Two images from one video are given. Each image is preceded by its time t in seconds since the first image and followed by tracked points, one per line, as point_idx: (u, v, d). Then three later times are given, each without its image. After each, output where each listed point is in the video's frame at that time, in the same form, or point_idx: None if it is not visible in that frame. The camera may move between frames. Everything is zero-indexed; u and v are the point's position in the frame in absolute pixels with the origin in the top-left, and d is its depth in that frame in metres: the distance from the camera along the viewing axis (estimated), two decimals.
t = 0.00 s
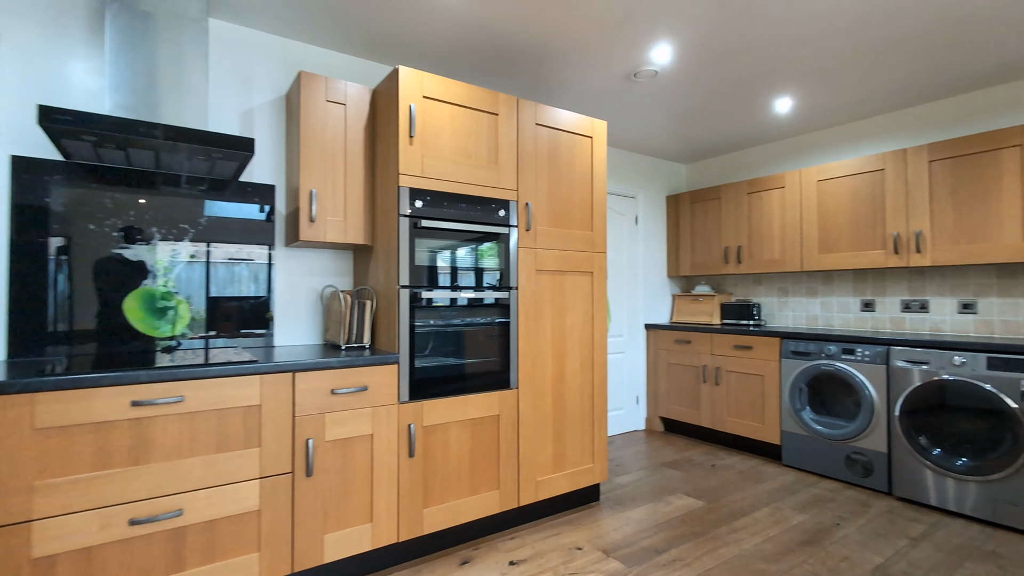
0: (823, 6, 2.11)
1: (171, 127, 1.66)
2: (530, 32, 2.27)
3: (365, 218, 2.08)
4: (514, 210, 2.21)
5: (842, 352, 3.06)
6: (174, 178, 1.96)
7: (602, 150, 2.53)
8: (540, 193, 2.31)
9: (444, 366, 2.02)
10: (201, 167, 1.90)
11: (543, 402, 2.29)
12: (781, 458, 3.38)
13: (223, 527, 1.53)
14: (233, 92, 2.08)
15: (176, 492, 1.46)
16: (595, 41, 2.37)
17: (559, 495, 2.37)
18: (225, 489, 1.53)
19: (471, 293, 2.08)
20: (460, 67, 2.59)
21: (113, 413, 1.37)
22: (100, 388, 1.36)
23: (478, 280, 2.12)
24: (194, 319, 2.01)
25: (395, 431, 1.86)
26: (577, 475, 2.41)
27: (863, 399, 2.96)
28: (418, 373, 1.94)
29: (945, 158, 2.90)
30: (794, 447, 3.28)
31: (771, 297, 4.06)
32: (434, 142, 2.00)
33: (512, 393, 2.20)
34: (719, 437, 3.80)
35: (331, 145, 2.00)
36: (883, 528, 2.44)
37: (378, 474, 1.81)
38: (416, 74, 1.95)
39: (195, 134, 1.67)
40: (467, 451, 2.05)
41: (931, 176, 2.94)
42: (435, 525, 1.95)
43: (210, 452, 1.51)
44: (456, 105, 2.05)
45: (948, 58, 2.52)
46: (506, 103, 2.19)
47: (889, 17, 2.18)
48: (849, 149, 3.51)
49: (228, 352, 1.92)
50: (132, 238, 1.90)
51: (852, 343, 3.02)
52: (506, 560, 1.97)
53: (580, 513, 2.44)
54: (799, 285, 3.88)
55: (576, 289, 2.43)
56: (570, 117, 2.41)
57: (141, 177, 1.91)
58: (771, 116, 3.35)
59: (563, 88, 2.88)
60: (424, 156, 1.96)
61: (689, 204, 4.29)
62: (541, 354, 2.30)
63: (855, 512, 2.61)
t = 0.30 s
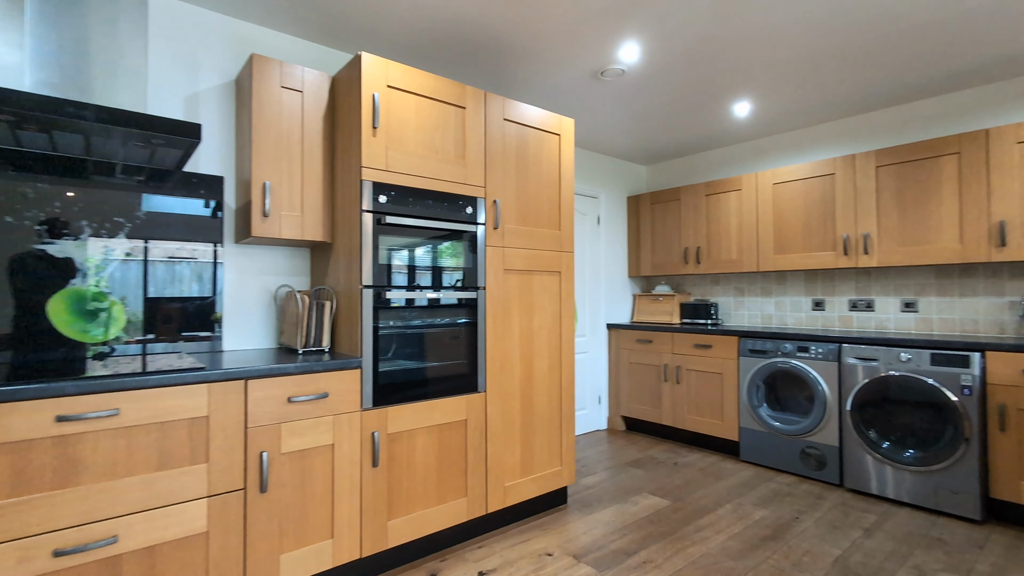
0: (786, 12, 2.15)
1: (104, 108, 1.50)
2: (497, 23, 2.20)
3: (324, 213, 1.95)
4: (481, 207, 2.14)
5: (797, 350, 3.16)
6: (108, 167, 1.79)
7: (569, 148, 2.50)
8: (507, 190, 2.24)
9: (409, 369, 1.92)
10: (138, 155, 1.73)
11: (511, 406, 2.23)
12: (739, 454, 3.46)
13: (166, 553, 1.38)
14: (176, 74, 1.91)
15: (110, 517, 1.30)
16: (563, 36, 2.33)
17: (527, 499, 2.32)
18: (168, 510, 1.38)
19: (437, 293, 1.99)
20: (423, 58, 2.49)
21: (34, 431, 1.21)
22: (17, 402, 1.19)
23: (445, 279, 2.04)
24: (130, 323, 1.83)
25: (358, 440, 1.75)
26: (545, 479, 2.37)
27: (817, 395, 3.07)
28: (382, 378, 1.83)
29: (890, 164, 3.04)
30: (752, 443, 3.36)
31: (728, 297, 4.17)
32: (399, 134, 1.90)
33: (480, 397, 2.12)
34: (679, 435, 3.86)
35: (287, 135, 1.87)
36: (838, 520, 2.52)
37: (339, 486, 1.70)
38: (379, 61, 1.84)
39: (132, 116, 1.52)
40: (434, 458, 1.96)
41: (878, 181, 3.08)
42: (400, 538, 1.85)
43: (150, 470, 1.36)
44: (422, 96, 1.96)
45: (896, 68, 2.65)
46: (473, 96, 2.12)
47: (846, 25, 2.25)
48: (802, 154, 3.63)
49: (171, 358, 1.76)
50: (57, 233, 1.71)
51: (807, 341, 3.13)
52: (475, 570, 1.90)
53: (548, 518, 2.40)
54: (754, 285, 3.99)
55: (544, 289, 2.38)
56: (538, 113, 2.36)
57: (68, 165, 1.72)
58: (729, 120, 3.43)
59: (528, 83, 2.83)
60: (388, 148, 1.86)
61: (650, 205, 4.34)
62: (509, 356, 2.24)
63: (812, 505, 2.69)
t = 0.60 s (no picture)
0: (749, 14, 2.19)
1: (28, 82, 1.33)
2: (465, 12, 2.13)
3: (280, 206, 1.82)
4: (448, 203, 2.06)
5: (754, 347, 3.24)
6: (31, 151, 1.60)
7: (537, 144, 2.46)
8: (475, 186, 2.17)
9: (373, 372, 1.82)
10: (68, 137, 1.56)
11: (479, 408, 2.17)
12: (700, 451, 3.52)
13: None
14: (112, 51, 1.74)
15: (34, 545, 1.15)
16: (530, 29, 2.28)
17: (495, 504, 2.26)
18: (103, 534, 1.24)
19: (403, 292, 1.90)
20: (386, 46, 2.39)
21: None
22: None
23: (410, 277, 1.95)
24: (58, 327, 1.66)
25: (319, 449, 1.64)
26: (513, 482, 2.31)
27: (774, 391, 3.16)
28: (344, 382, 1.73)
29: (841, 167, 3.17)
30: (712, 439, 3.43)
31: (687, 296, 4.24)
32: (362, 123, 1.79)
33: (448, 400, 2.05)
34: (642, 433, 3.90)
35: (239, 121, 1.73)
36: (797, 512, 2.60)
37: (299, 498, 1.59)
38: (341, 45, 1.74)
39: (62, 93, 1.36)
40: (400, 465, 1.87)
41: (829, 184, 3.21)
42: (364, 550, 1.75)
43: (82, 490, 1.21)
44: (387, 84, 1.86)
45: (848, 74, 2.75)
46: (440, 87, 2.04)
47: (804, 30, 2.31)
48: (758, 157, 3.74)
49: (106, 364, 1.59)
50: None
51: (764, 339, 3.21)
52: None
53: (517, 521, 2.35)
54: (712, 284, 4.09)
55: (513, 288, 2.33)
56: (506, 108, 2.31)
57: None
58: (690, 121, 3.49)
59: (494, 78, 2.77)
60: (351, 138, 1.76)
61: (612, 205, 4.37)
62: (476, 357, 2.17)
63: (771, 498, 2.76)
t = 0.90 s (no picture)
0: (718, 18, 2.21)
1: None
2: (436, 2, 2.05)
3: (238, 201, 1.69)
4: (420, 200, 1.98)
5: (718, 346, 3.30)
6: None
7: (509, 141, 2.40)
8: (447, 182, 2.10)
9: (342, 378, 1.72)
10: None
11: (451, 412, 2.10)
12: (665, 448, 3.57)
13: None
14: (44, 25, 1.56)
15: None
16: (503, 23, 2.22)
17: (468, 511, 2.19)
18: (37, 566, 1.10)
19: (373, 293, 1.81)
20: (352, 34, 2.28)
21: None
22: None
23: (381, 277, 1.85)
24: None
25: (284, 461, 1.53)
26: (486, 488, 2.25)
27: (736, 389, 3.23)
28: (311, 389, 1.62)
29: (799, 172, 3.28)
30: (677, 437, 3.48)
31: (650, 296, 4.30)
32: (329, 113, 1.69)
33: (420, 405, 1.96)
34: (608, 432, 3.92)
35: (192, 107, 1.59)
36: (761, 506, 2.66)
37: (262, 515, 1.47)
38: (307, 30, 1.63)
39: None
40: (370, 474, 1.78)
41: (788, 188, 3.31)
42: (332, 567, 1.65)
43: (11, 519, 1.07)
44: (356, 73, 1.76)
45: (807, 81, 2.85)
46: (411, 78, 1.95)
47: (769, 36, 2.36)
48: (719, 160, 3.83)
49: (37, 373, 1.43)
50: None
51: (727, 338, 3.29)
52: None
53: (489, 528, 2.29)
54: (675, 284, 4.16)
55: (485, 288, 2.27)
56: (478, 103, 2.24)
57: None
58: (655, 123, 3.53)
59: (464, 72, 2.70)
60: (318, 129, 1.65)
61: (577, 205, 4.38)
62: (449, 360, 2.09)
63: (736, 494, 2.82)
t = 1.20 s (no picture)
0: (687, 21, 2.23)
1: None
2: None
3: (190, 192, 1.56)
4: (389, 194, 1.90)
5: (682, 344, 3.36)
6: None
7: (479, 137, 2.35)
8: (416, 177, 2.02)
9: (306, 382, 1.62)
10: None
11: (421, 416, 2.02)
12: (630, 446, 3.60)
13: None
14: None
15: None
16: (474, 15, 2.16)
17: (438, 516, 2.12)
18: None
19: (339, 291, 1.71)
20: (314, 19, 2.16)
21: None
22: None
23: (347, 275, 1.76)
24: None
25: (244, 472, 1.42)
26: (456, 492, 2.19)
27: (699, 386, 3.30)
28: (273, 394, 1.52)
29: (758, 174, 3.38)
30: (641, 434, 3.52)
31: (614, 295, 4.34)
32: (293, 100, 1.58)
33: (389, 408, 1.88)
34: (573, 431, 3.92)
35: (138, 89, 1.46)
36: (725, 500, 2.72)
37: (220, 532, 1.36)
38: (269, 10, 1.52)
39: None
40: (337, 483, 1.68)
41: (747, 189, 3.41)
42: None
43: None
44: (321, 59, 1.67)
45: (767, 86, 2.93)
46: (380, 67, 1.86)
47: (733, 40, 2.41)
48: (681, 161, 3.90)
49: None
50: None
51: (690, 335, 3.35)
52: None
53: (459, 533, 2.22)
54: (638, 283, 4.21)
55: (455, 287, 2.20)
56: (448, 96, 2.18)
57: None
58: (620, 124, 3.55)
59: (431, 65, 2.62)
60: (280, 116, 1.54)
61: (542, 204, 4.36)
62: (418, 361, 2.02)
63: (700, 489, 2.88)
